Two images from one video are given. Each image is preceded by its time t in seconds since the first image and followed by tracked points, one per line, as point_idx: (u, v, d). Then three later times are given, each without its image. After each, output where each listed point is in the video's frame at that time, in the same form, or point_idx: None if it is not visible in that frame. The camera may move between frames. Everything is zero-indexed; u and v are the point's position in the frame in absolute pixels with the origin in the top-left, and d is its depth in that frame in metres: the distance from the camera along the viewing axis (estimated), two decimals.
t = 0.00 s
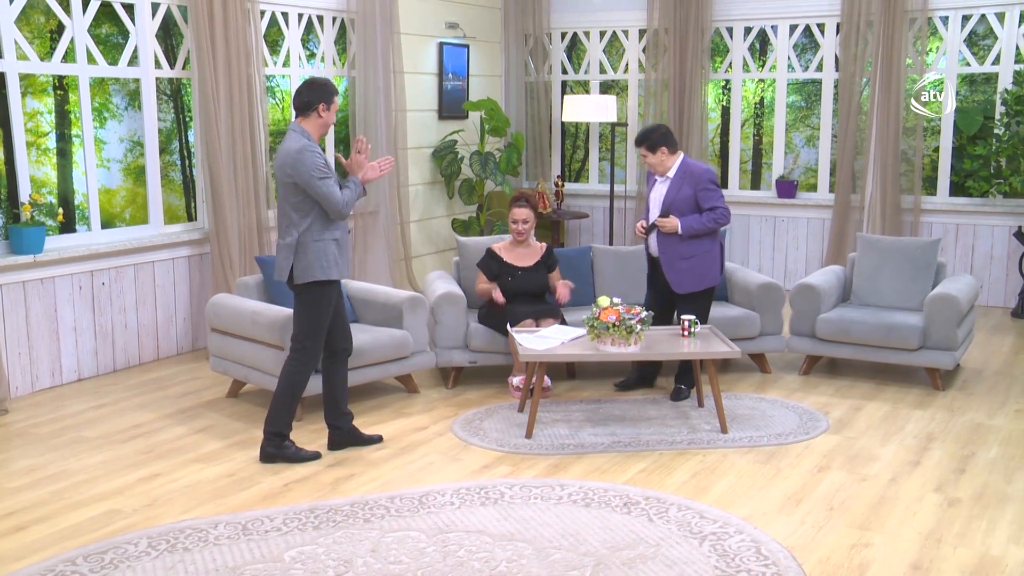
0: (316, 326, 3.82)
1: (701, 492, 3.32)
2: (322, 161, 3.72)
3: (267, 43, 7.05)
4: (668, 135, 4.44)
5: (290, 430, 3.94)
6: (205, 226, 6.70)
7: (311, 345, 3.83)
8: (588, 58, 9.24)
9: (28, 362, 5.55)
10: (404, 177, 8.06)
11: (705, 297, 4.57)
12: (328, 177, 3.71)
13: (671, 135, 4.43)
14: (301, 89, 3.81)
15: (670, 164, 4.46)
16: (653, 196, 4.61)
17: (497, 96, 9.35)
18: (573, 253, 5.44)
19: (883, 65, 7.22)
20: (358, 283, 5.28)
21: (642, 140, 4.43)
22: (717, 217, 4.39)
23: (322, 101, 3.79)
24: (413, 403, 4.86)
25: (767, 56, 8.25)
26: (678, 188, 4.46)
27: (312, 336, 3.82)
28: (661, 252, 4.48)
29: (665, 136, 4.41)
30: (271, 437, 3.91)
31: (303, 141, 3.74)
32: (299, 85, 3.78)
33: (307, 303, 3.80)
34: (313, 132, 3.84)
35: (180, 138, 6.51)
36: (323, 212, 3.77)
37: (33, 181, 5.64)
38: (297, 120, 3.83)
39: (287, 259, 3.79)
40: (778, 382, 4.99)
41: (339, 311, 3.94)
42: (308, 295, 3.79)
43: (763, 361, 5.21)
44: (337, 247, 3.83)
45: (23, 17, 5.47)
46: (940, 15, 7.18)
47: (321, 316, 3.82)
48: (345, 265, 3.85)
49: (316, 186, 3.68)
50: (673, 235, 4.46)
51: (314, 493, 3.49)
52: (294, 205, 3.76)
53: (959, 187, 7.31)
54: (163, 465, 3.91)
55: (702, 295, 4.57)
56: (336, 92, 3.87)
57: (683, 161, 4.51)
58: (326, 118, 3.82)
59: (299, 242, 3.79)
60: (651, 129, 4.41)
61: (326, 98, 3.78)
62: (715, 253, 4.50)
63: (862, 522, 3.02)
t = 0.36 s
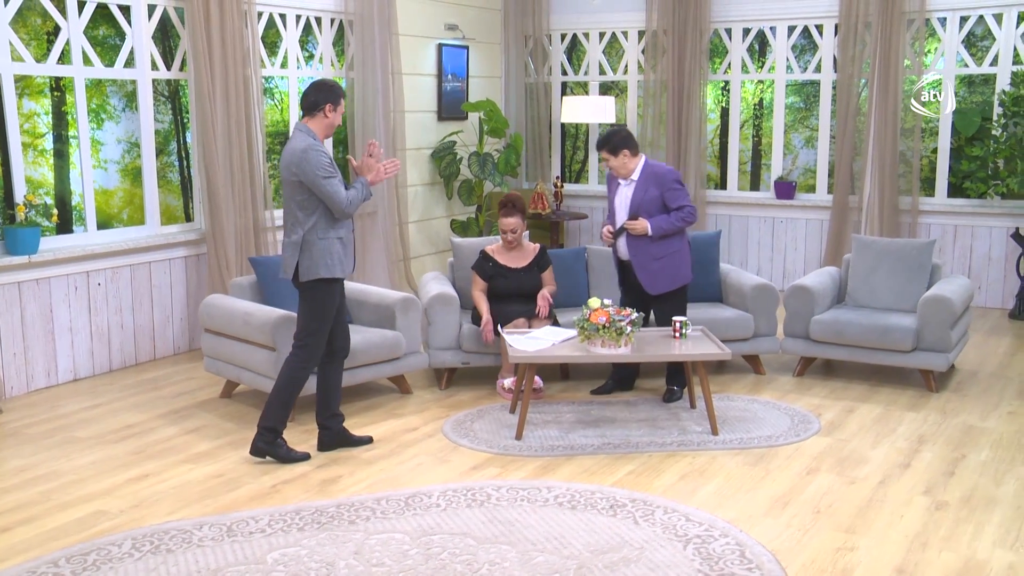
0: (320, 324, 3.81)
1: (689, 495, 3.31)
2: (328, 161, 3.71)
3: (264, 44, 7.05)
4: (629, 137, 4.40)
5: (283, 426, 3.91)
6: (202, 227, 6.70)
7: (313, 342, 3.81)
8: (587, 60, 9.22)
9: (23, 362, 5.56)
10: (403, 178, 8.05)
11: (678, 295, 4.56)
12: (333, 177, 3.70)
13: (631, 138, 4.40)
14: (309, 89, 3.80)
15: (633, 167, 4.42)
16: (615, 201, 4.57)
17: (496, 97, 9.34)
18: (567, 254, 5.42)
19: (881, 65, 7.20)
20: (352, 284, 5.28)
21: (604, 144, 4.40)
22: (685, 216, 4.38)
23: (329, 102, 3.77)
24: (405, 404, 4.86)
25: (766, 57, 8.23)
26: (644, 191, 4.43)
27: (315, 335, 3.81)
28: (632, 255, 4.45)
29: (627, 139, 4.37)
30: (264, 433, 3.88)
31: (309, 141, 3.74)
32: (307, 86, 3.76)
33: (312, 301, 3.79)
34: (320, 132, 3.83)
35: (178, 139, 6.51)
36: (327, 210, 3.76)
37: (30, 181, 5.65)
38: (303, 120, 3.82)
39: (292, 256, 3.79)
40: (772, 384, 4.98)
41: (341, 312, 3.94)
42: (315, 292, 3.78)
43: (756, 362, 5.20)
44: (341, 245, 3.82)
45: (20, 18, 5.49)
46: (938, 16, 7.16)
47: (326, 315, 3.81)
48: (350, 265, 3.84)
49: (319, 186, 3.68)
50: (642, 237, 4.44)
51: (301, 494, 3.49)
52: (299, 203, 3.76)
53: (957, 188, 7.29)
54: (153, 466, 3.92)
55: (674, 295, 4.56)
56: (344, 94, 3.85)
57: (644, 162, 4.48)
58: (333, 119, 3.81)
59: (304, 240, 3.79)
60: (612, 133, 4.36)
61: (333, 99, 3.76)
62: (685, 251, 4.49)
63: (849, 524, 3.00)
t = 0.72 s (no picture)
0: (333, 324, 3.83)
1: (681, 497, 3.29)
2: (331, 159, 3.69)
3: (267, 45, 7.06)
4: (595, 140, 4.39)
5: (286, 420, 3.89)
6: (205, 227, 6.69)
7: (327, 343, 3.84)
8: (592, 60, 9.20)
9: (25, 361, 5.58)
10: (407, 178, 8.05)
11: (658, 290, 4.57)
12: (336, 174, 3.68)
13: (597, 140, 4.39)
14: (317, 89, 3.77)
15: (602, 168, 4.41)
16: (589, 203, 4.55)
17: (501, 97, 9.33)
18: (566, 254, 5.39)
19: (886, 66, 7.16)
20: (351, 285, 5.28)
21: (571, 149, 4.38)
22: (659, 212, 4.38)
23: (336, 102, 3.74)
24: (403, 404, 4.85)
25: (771, 57, 8.19)
26: (616, 191, 4.42)
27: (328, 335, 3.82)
28: (610, 255, 4.45)
29: (594, 141, 4.36)
30: (268, 425, 3.86)
31: (313, 138, 3.72)
32: (315, 86, 3.73)
33: (324, 300, 3.78)
34: (325, 132, 3.79)
35: (181, 140, 6.53)
36: (329, 207, 3.74)
37: (33, 182, 5.67)
38: (310, 119, 3.79)
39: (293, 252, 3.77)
40: (772, 385, 4.95)
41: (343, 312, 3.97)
42: (322, 289, 3.76)
43: (756, 363, 5.18)
44: (342, 242, 3.79)
45: (23, 20, 5.51)
46: (943, 16, 7.11)
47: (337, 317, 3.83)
48: (351, 263, 3.82)
49: (321, 182, 3.66)
50: (619, 237, 4.44)
51: (294, 494, 3.48)
52: (301, 200, 3.74)
53: (962, 188, 7.24)
54: (148, 466, 3.92)
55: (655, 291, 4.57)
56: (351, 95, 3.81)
57: (614, 162, 4.46)
58: (340, 119, 3.77)
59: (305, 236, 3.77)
60: (578, 137, 4.36)
61: (339, 100, 3.73)
62: (662, 246, 4.51)
63: (841, 528, 2.97)
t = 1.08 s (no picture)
0: (333, 321, 3.81)
1: (670, 499, 3.28)
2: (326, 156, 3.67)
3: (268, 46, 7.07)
4: (575, 144, 4.38)
5: (308, 426, 3.92)
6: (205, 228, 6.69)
7: (329, 341, 3.83)
8: (595, 61, 9.19)
9: (24, 361, 5.59)
10: (408, 179, 8.04)
11: (650, 289, 4.59)
12: (330, 170, 3.66)
13: (576, 144, 4.37)
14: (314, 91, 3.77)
15: (584, 171, 4.40)
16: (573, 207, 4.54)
17: (504, 98, 9.32)
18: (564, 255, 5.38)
19: (887, 66, 7.12)
20: (348, 285, 5.28)
21: (551, 155, 4.36)
22: (644, 210, 4.38)
23: (331, 104, 3.73)
24: (399, 404, 4.85)
25: (773, 58, 8.16)
26: (599, 193, 4.41)
27: (329, 334, 3.81)
28: (600, 257, 4.44)
29: (573, 144, 4.35)
30: (290, 433, 3.91)
31: (309, 137, 3.70)
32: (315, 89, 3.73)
33: (320, 300, 3.75)
34: (321, 133, 3.78)
35: (182, 141, 6.54)
36: (323, 204, 3.71)
37: (33, 182, 5.69)
38: (305, 121, 3.78)
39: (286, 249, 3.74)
40: (769, 386, 4.93)
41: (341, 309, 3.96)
42: (317, 288, 3.74)
43: (753, 363, 5.16)
44: (335, 240, 3.75)
45: (23, 22, 5.53)
46: (945, 16, 7.08)
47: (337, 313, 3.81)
48: (344, 260, 3.79)
49: (315, 178, 3.63)
50: (607, 238, 4.43)
51: (283, 494, 3.48)
52: (295, 196, 3.71)
53: (963, 189, 7.21)
54: (141, 465, 3.93)
55: (648, 289, 4.58)
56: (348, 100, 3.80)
57: (595, 165, 4.45)
58: (336, 121, 3.76)
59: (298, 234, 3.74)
60: (558, 142, 4.34)
61: (335, 102, 3.72)
62: (651, 243, 4.51)
63: (830, 530, 2.95)
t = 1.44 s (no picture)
0: (326, 320, 3.80)
1: (657, 501, 3.26)
2: (309, 156, 3.69)
3: (266, 48, 7.07)
4: (559, 147, 4.38)
5: (304, 427, 3.91)
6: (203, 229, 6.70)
7: (322, 342, 3.81)
8: (596, 62, 9.18)
9: (21, 361, 5.60)
10: (408, 179, 8.04)
11: (642, 289, 4.57)
12: (314, 170, 3.67)
13: (562, 148, 4.36)
14: (294, 94, 3.78)
15: (571, 175, 4.40)
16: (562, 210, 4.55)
17: (504, 99, 9.31)
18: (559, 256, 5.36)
19: (886, 66, 7.09)
20: (342, 286, 5.28)
21: (537, 160, 4.37)
22: (631, 212, 4.37)
23: (312, 105, 3.73)
24: (391, 405, 4.84)
25: (773, 58, 8.14)
26: (585, 197, 4.42)
27: (322, 333, 3.79)
28: (588, 260, 4.45)
29: (558, 148, 4.35)
30: (288, 435, 3.90)
31: (291, 139, 3.71)
32: (294, 90, 3.74)
33: (311, 299, 3.74)
34: (305, 136, 3.79)
35: (181, 142, 6.55)
36: (309, 204, 3.72)
37: (30, 183, 5.71)
38: (288, 124, 3.80)
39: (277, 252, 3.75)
40: (763, 387, 4.91)
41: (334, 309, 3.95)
42: (308, 288, 3.73)
43: (747, 365, 5.14)
44: (324, 240, 3.75)
45: (21, 24, 5.54)
46: (944, 16, 7.04)
47: (329, 312, 3.79)
48: (334, 261, 3.78)
49: (299, 178, 3.65)
50: (595, 241, 4.43)
51: (270, 496, 3.48)
52: (282, 198, 3.72)
53: (963, 189, 7.17)
54: (130, 466, 3.93)
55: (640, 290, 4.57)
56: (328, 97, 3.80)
57: (582, 168, 4.45)
58: (318, 121, 3.76)
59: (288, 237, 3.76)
60: (543, 147, 4.34)
61: (315, 102, 3.72)
62: (640, 244, 4.50)
63: (816, 533, 2.93)
